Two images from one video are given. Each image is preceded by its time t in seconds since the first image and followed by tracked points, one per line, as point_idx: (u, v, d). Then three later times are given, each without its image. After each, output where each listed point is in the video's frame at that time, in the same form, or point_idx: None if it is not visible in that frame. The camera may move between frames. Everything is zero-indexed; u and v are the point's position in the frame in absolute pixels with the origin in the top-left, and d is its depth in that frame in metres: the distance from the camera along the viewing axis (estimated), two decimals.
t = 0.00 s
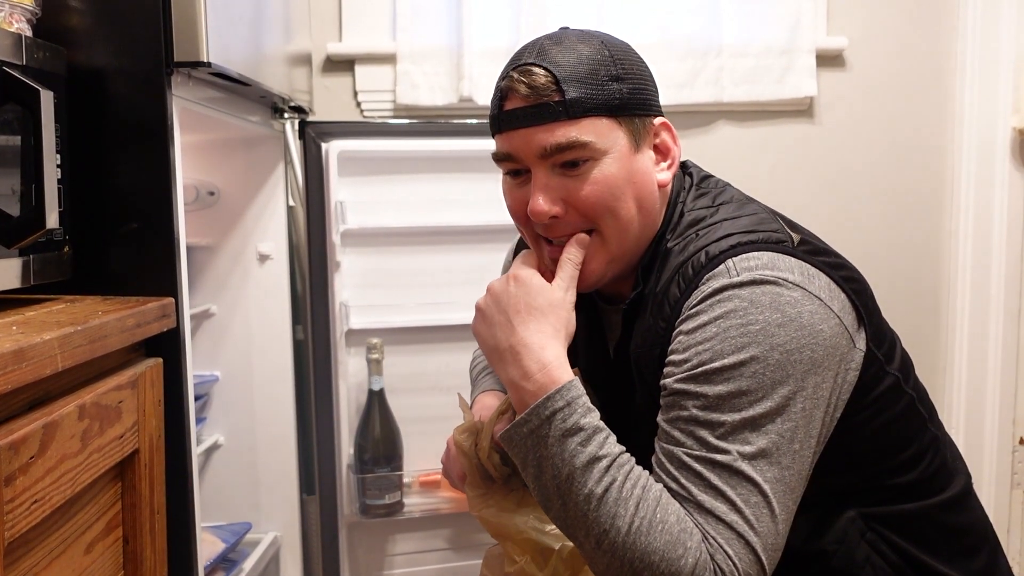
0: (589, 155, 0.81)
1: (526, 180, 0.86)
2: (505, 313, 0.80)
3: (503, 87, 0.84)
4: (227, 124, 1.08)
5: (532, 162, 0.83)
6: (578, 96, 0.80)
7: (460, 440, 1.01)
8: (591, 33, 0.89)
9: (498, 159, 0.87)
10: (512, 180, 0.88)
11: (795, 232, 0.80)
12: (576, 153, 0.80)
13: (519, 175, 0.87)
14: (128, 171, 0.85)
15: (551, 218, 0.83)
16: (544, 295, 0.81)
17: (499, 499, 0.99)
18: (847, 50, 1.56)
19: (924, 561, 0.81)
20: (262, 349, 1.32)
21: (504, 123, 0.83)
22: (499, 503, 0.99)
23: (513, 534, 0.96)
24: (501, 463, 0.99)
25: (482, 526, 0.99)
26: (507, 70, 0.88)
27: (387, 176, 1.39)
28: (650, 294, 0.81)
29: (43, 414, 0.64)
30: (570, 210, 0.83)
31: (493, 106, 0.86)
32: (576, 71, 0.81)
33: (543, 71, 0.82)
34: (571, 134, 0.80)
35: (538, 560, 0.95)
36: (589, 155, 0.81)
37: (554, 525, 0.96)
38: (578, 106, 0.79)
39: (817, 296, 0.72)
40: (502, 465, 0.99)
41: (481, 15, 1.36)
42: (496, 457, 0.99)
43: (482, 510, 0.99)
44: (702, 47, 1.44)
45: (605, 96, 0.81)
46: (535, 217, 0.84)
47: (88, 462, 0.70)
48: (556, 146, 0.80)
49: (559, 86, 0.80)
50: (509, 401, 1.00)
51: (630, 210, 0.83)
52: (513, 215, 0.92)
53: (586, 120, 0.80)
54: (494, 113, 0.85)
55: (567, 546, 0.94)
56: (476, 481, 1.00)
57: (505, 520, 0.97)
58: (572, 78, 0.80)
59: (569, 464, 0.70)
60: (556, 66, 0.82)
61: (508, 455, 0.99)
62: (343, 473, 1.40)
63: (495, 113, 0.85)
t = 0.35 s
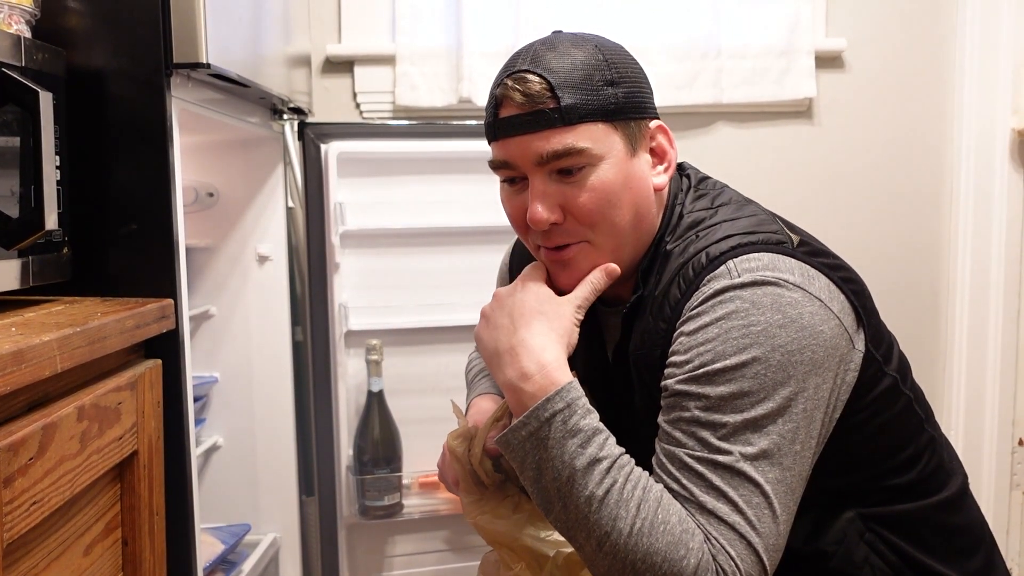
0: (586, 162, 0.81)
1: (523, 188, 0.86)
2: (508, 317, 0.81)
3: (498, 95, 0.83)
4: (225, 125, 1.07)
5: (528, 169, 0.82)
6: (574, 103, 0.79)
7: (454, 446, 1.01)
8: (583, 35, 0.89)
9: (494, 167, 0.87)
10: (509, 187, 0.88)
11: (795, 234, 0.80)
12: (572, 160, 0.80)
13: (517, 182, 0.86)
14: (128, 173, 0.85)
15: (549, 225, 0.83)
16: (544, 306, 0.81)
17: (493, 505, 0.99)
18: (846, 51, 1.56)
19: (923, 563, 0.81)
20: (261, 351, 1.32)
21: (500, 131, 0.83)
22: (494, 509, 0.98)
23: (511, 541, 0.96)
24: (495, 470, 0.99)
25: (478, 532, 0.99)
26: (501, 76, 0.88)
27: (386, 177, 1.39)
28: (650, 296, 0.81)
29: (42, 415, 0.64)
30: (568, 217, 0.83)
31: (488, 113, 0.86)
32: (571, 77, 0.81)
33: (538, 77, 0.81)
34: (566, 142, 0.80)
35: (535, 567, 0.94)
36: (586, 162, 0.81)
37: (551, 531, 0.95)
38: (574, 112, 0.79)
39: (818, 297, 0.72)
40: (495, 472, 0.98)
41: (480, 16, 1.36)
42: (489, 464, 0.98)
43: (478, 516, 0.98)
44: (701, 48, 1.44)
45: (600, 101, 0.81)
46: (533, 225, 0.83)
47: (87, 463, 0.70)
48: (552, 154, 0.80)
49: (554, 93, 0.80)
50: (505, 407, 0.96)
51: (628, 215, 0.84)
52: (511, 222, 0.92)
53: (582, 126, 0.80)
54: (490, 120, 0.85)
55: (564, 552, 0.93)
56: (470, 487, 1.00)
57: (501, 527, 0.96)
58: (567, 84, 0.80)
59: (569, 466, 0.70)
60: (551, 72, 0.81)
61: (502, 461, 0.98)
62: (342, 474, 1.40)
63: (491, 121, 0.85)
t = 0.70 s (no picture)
0: (578, 167, 0.81)
1: (517, 194, 0.86)
2: (503, 318, 0.81)
3: (489, 103, 0.83)
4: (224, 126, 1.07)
5: (521, 176, 0.83)
6: (564, 110, 0.79)
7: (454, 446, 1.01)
8: (575, 38, 0.89)
9: (488, 173, 0.87)
10: (503, 193, 0.88)
11: (791, 235, 0.80)
12: (564, 166, 0.80)
13: (511, 188, 0.86)
14: (127, 174, 0.85)
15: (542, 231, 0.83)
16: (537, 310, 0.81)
17: (493, 505, 0.99)
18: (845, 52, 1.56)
19: (922, 564, 0.81)
20: (260, 351, 1.32)
21: (492, 139, 0.83)
22: (494, 508, 0.98)
23: (510, 540, 0.95)
24: (494, 469, 0.99)
25: (478, 531, 0.99)
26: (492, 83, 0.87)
27: (386, 178, 1.39)
28: (647, 297, 0.81)
29: (42, 416, 0.64)
30: (561, 222, 0.83)
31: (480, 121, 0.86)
32: (561, 83, 0.81)
33: (528, 84, 0.81)
34: (558, 148, 0.80)
35: (534, 565, 0.94)
36: (578, 167, 0.81)
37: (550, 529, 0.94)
38: (564, 119, 0.79)
39: (814, 299, 0.72)
40: (495, 471, 0.99)
41: (480, 17, 1.36)
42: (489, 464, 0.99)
43: (477, 515, 0.98)
44: (701, 49, 1.44)
45: (592, 106, 0.81)
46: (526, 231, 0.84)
47: (87, 464, 0.70)
48: (544, 161, 0.80)
49: (544, 100, 0.80)
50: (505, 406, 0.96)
51: (622, 218, 0.84)
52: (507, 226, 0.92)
53: (573, 132, 0.80)
54: (482, 128, 0.85)
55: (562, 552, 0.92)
56: (469, 487, 1.00)
57: (501, 526, 0.96)
58: (557, 90, 0.80)
59: (564, 469, 0.70)
60: (541, 79, 0.81)
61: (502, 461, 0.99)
62: (341, 475, 1.40)
63: (483, 128, 0.85)
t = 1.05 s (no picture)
0: (529, 177, 0.82)
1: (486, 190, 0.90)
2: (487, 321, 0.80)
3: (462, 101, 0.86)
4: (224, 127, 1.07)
5: (482, 177, 0.86)
6: (515, 118, 0.80)
7: (451, 449, 1.02)
8: (567, 36, 0.86)
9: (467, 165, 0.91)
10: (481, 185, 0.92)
11: (789, 234, 0.80)
12: (516, 174, 0.82)
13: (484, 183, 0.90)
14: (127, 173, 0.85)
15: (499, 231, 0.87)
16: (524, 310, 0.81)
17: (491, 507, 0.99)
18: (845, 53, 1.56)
19: (921, 564, 0.81)
20: (259, 353, 1.32)
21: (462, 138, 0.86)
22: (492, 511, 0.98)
23: (509, 544, 0.96)
24: (490, 472, 0.99)
25: (477, 535, 0.99)
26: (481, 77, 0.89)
27: (385, 178, 1.39)
28: (645, 297, 0.81)
29: (41, 416, 0.64)
30: (517, 225, 0.86)
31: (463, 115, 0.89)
32: (519, 90, 0.81)
33: (490, 89, 0.82)
34: (507, 156, 0.81)
35: (533, 567, 0.94)
36: (529, 176, 0.82)
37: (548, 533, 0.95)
38: (513, 128, 0.80)
39: (812, 297, 0.72)
40: (492, 474, 0.99)
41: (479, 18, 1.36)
42: (486, 467, 0.99)
43: (477, 520, 0.98)
44: (700, 49, 1.44)
45: (548, 115, 0.80)
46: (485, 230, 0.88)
47: (86, 464, 0.70)
48: (496, 167, 0.83)
49: (498, 108, 0.81)
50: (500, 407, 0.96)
51: (575, 226, 0.84)
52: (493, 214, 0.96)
53: (523, 141, 0.80)
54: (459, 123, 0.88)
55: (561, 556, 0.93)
56: (466, 491, 1.00)
57: (500, 528, 0.97)
58: (512, 98, 0.80)
59: (557, 472, 0.70)
60: (502, 84, 0.82)
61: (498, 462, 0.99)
62: (341, 475, 1.40)
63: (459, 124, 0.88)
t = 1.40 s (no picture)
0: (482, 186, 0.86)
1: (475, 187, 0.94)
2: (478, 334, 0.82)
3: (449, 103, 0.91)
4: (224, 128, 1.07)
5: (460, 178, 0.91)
6: (465, 133, 0.84)
7: (450, 441, 1.01)
8: (547, 46, 0.85)
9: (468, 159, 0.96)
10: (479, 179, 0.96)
11: (783, 234, 0.80)
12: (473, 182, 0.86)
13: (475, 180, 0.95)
14: (125, 173, 0.85)
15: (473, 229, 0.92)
16: (511, 318, 0.83)
17: (488, 501, 0.99)
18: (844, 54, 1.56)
19: (921, 566, 0.81)
20: (257, 354, 1.32)
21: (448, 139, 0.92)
22: (489, 505, 0.99)
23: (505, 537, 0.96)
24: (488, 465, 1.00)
25: (472, 528, 0.98)
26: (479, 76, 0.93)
27: (385, 180, 1.39)
28: (638, 297, 0.81)
29: (40, 419, 0.64)
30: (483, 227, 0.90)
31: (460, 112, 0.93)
32: (475, 103, 0.84)
33: (456, 99, 0.86)
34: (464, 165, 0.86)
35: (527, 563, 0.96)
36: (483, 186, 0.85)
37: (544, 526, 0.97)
38: (464, 141, 0.84)
39: (805, 296, 0.71)
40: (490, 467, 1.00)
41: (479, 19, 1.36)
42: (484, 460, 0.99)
43: (473, 512, 0.98)
44: (700, 50, 1.44)
45: (493, 131, 0.82)
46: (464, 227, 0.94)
47: (85, 466, 0.70)
48: (460, 173, 0.87)
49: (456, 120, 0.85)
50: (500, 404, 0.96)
51: (526, 237, 0.87)
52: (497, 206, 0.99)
53: (473, 154, 0.84)
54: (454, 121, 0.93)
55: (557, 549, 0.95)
56: (464, 484, 1.00)
57: (496, 522, 0.97)
58: (467, 111, 0.84)
59: (542, 472, 0.72)
60: (465, 94, 0.85)
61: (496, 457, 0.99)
62: (341, 477, 1.40)
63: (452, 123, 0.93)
